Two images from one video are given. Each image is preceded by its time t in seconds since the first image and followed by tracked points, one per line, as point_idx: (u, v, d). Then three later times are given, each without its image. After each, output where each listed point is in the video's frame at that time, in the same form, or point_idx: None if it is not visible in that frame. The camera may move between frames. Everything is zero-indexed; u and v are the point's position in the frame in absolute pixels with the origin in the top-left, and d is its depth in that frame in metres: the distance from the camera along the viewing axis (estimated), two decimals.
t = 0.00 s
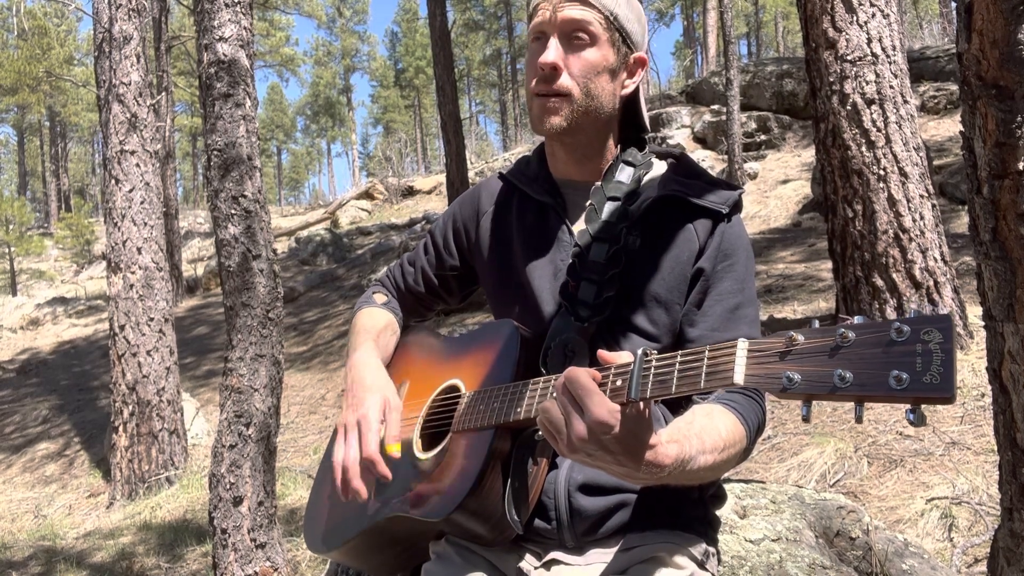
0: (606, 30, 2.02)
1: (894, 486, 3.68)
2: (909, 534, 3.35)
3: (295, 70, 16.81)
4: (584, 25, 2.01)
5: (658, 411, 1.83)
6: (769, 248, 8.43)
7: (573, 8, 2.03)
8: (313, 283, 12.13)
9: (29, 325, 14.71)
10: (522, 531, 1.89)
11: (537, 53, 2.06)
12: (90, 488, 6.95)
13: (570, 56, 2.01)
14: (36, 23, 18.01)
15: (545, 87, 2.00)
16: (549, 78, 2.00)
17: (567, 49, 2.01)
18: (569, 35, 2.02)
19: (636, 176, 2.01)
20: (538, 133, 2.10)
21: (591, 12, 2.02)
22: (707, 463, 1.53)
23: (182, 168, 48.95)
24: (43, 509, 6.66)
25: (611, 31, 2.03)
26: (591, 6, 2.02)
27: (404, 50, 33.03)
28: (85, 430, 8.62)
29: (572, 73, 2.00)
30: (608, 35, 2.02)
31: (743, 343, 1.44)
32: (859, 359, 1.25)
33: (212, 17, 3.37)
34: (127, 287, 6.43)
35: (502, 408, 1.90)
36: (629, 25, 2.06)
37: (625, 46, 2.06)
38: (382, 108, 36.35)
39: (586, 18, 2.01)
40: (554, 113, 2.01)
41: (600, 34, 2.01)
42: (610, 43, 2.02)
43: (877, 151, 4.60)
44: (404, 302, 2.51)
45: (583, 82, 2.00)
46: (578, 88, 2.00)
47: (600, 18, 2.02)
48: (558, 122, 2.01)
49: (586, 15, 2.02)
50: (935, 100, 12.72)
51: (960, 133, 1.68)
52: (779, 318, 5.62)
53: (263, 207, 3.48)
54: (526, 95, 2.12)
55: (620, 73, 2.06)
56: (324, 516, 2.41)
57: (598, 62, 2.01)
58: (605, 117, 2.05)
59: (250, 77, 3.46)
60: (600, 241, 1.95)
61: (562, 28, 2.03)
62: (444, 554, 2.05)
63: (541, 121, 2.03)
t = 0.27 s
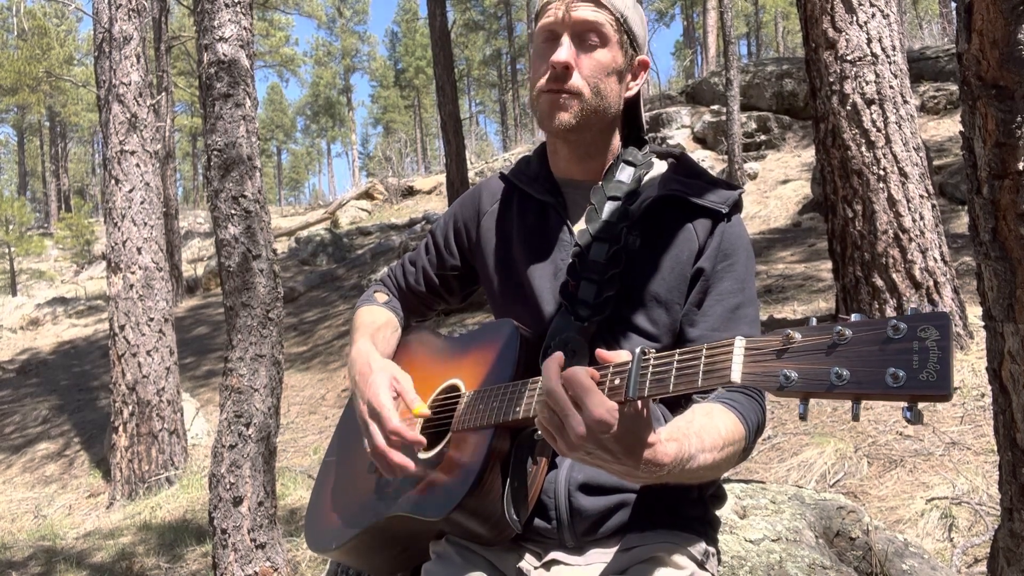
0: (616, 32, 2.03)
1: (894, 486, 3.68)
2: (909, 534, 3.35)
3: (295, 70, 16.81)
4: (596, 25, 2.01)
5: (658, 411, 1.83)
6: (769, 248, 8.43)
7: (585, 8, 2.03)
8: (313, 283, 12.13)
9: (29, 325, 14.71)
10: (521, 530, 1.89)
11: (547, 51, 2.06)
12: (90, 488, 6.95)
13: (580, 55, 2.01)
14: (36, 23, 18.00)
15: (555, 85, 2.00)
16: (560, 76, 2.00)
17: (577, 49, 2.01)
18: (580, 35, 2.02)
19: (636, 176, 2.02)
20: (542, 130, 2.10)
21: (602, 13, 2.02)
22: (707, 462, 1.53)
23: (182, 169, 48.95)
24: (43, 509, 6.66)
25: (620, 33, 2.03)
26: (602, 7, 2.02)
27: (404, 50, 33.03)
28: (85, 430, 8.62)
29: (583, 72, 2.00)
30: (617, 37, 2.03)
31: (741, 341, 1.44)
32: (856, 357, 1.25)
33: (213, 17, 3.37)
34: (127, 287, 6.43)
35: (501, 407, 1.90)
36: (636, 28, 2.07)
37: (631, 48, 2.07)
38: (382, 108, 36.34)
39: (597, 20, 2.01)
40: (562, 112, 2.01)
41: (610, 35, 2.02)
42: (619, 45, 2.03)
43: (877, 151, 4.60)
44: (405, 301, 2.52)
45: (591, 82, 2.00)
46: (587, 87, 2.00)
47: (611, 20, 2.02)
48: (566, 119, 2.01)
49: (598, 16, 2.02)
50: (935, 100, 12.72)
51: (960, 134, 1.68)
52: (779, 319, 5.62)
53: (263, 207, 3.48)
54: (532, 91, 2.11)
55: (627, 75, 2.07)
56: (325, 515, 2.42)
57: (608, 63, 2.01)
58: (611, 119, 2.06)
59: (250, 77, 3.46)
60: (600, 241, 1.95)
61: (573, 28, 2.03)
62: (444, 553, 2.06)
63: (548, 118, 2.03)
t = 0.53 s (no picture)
0: (609, 25, 2.05)
1: (894, 486, 3.68)
2: (909, 534, 3.35)
3: (295, 70, 16.80)
4: (590, 19, 2.03)
5: (659, 411, 1.83)
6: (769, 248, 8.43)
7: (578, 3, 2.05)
8: (313, 283, 12.14)
9: (29, 325, 14.71)
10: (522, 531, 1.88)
11: (543, 48, 2.06)
12: (90, 488, 6.95)
13: (577, 48, 2.02)
14: (36, 23, 18.00)
15: (554, 79, 2.00)
16: (559, 69, 2.00)
17: (574, 43, 2.02)
18: (575, 30, 2.04)
19: (638, 177, 2.02)
20: (544, 126, 2.09)
21: (595, 6, 2.04)
22: (709, 462, 1.53)
23: (182, 169, 48.97)
24: (43, 509, 6.65)
25: (614, 25, 2.05)
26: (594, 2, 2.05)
27: (404, 50, 33.03)
28: (85, 430, 8.62)
29: (582, 63, 2.00)
30: (611, 30, 2.05)
31: (746, 343, 1.44)
32: (861, 360, 1.25)
33: (213, 17, 3.37)
34: (127, 287, 6.43)
35: (502, 407, 1.91)
36: (627, 22, 2.09)
37: (626, 41, 2.08)
38: (382, 108, 36.33)
39: (591, 14, 2.03)
40: (563, 104, 2.00)
41: (604, 28, 2.04)
42: (614, 37, 2.05)
43: (877, 151, 4.60)
44: (405, 301, 2.52)
45: (590, 73, 2.00)
46: (586, 78, 2.00)
47: (604, 13, 2.04)
48: (569, 110, 2.00)
49: (590, 9, 2.04)
50: (935, 100, 12.72)
51: (960, 134, 1.68)
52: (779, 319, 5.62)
53: (263, 207, 3.48)
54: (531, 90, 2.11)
55: (623, 68, 2.08)
56: (324, 514, 2.42)
57: (605, 55, 2.02)
58: (612, 109, 2.05)
59: (250, 77, 3.46)
60: (601, 241, 1.95)
61: (566, 24, 2.05)
62: (445, 553, 2.05)
63: (550, 112, 2.01)
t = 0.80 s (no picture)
0: (593, 20, 2.04)
1: (894, 486, 3.68)
2: (909, 534, 3.35)
3: (295, 70, 16.80)
4: (573, 18, 2.03)
5: (659, 411, 1.83)
6: (769, 248, 8.43)
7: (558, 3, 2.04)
8: (313, 283, 12.14)
9: (29, 325, 14.72)
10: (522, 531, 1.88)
11: (531, 54, 2.06)
12: (91, 488, 6.95)
13: (564, 49, 2.01)
14: (36, 23, 17.99)
15: (546, 83, 2.00)
16: (549, 73, 2.00)
17: (560, 44, 2.02)
18: (559, 32, 2.04)
19: (638, 177, 2.02)
20: (542, 131, 2.09)
21: (576, 5, 2.04)
22: (709, 462, 1.53)
23: (183, 169, 48.97)
24: (43, 509, 6.66)
25: (598, 21, 2.05)
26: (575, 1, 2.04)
27: (404, 50, 33.03)
28: (85, 430, 8.62)
29: (571, 63, 1.99)
30: (596, 25, 2.04)
31: (746, 342, 1.44)
32: (861, 358, 1.25)
33: (213, 17, 3.38)
34: (127, 287, 6.44)
35: (502, 407, 1.91)
36: (610, 15, 2.09)
37: (612, 34, 2.07)
38: (382, 108, 36.33)
39: (573, 14, 2.03)
40: (557, 105, 2.00)
41: (589, 24, 2.03)
42: (600, 32, 2.04)
43: (877, 151, 4.60)
44: (405, 301, 2.53)
45: (581, 72, 2.00)
46: (576, 78, 1.99)
47: (586, 10, 2.04)
48: (564, 112, 2.00)
49: (572, 9, 2.03)
50: (935, 100, 12.72)
51: (961, 133, 1.68)
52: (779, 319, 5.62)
53: (263, 207, 3.48)
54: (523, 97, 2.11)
55: (613, 60, 2.07)
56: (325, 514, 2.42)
57: (593, 51, 2.01)
58: (607, 104, 2.05)
59: (251, 77, 3.46)
60: (602, 242, 1.95)
61: (550, 28, 2.05)
62: (444, 553, 2.05)
63: (545, 115, 2.01)
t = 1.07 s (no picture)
0: (572, 25, 2.05)
1: (894, 486, 3.68)
2: (909, 534, 3.35)
3: (295, 70, 16.79)
4: (551, 28, 2.04)
5: (660, 412, 1.83)
6: (769, 248, 8.43)
7: (533, 17, 2.06)
8: (313, 283, 12.14)
9: (29, 325, 14.72)
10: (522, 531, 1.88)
11: (517, 72, 2.07)
12: (91, 488, 6.95)
13: (548, 61, 2.02)
14: (36, 23, 17.99)
15: (538, 98, 2.01)
16: (538, 89, 2.00)
17: (543, 57, 2.03)
18: (539, 44, 2.05)
19: (638, 177, 2.01)
20: (540, 143, 2.09)
21: (550, 15, 2.06)
22: (708, 462, 1.53)
23: (183, 168, 48.98)
24: (43, 509, 6.66)
25: (576, 24, 2.06)
26: (549, 12, 2.06)
27: (404, 50, 33.04)
28: (85, 430, 8.62)
29: (557, 74, 2.00)
30: (574, 28, 2.05)
31: (746, 344, 1.44)
32: (861, 361, 1.25)
33: (213, 17, 3.38)
34: (127, 287, 6.44)
35: (503, 407, 1.91)
36: (587, 15, 2.10)
37: (592, 33, 2.08)
38: (382, 108, 36.33)
39: (550, 24, 2.04)
40: (553, 118, 2.00)
41: (568, 30, 2.04)
42: (579, 35, 2.05)
43: (877, 151, 4.60)
44: (407, 302, 2.53)
45: (570, 79, 2.00)
46: (566, 87, 2.00)
47: (562, 17, 2.05)
48: (561, 124, 2.00)
49: (548, 20, 2.05)
50: (935, 100, 12.72)
51: (961, 133, 1.68)
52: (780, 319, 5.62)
53: (263, 207, 3.48)
54: (516, 115, 2.12)
55: (598, 57, 2.08)
56: (325, 514, 2.41)
57: (577, 55, 2.02)
58: (600, 103, 2.06)
59: (250, 77, 3.46)
60: (602, 243, 1.95)
61: (531, 41, 2.06)
62: (444, 553, 2.05)
63: (543, 130, 2.02)
